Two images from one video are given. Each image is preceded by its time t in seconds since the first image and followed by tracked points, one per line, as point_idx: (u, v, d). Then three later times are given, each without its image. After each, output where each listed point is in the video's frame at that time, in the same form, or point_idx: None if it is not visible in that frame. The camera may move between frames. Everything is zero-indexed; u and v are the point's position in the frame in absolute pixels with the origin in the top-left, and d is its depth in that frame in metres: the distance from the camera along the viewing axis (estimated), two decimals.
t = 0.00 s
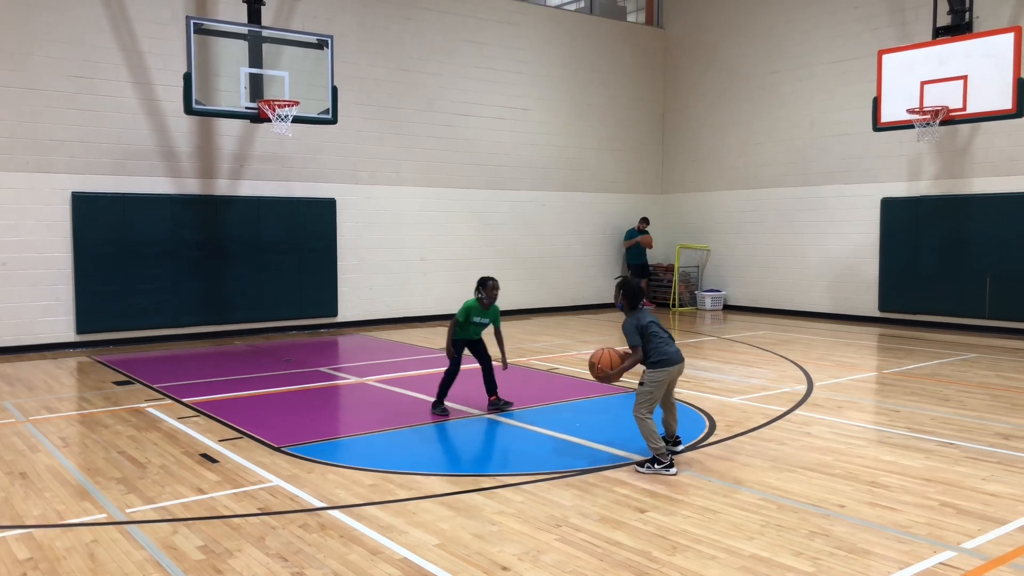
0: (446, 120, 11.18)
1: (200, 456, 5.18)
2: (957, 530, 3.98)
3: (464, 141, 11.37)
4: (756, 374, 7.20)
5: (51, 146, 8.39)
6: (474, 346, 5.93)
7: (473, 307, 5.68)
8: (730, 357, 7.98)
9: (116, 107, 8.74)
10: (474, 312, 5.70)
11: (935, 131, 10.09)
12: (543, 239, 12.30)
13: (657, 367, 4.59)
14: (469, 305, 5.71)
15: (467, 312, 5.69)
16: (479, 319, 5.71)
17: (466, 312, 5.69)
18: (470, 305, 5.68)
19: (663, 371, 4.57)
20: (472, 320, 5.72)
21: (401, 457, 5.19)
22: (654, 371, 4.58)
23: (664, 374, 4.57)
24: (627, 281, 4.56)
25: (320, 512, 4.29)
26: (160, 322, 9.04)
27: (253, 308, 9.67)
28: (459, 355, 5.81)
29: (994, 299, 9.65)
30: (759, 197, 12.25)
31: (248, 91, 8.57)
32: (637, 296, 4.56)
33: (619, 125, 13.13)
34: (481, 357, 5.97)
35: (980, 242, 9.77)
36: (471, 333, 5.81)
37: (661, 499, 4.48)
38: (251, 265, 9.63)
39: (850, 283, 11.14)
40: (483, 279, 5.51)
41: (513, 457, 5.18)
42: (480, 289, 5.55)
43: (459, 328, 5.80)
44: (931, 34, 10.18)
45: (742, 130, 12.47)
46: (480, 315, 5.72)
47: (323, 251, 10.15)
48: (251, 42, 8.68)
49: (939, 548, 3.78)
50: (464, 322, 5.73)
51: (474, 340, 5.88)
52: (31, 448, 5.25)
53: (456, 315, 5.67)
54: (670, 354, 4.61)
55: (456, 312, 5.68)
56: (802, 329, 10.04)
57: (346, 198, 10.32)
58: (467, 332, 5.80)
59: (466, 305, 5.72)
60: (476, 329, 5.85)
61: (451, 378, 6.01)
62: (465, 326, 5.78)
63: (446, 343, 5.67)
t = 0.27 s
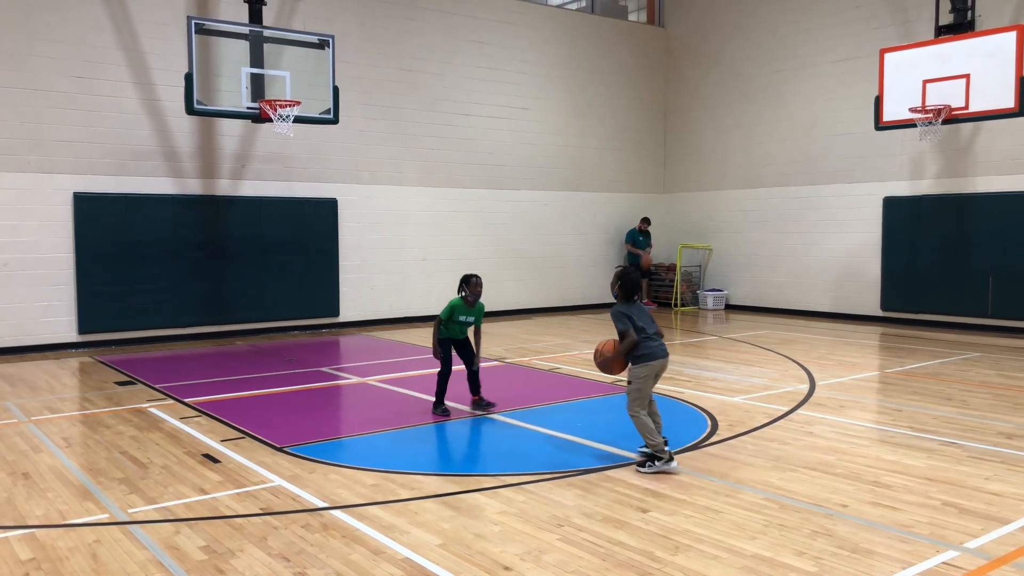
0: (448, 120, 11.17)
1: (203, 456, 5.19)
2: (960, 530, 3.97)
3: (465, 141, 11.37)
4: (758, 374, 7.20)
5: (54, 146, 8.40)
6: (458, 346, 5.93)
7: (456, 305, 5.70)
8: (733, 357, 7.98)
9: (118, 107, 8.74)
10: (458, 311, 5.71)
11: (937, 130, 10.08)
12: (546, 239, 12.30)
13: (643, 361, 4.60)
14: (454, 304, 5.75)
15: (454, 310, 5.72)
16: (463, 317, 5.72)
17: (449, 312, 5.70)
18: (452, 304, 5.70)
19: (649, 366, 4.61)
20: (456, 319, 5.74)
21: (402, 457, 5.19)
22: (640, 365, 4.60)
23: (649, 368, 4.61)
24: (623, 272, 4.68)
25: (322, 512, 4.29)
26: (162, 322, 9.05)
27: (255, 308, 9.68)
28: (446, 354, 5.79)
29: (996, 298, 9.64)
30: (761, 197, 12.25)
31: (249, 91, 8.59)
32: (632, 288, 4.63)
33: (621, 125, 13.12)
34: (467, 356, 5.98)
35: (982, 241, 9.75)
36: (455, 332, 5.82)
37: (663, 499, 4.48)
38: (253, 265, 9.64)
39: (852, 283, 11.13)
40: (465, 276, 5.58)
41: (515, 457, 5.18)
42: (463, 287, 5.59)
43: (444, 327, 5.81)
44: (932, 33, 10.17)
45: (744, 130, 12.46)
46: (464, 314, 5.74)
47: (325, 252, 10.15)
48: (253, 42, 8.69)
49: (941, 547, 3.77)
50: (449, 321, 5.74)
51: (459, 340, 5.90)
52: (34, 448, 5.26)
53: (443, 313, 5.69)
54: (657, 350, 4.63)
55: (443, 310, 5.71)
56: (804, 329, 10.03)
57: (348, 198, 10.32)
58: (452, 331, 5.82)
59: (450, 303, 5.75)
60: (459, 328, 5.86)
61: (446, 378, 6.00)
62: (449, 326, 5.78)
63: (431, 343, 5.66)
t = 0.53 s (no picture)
0: (455, 124, 11.18)
1: (212, 462, 5.20)
2: (972, 536, 3.95)
3: (472, 145, 11.37)
4: (767, 378, 7.18)
5: (63, 153, 8.44)
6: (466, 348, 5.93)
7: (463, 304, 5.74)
8: (741, 361, 7.96)
9: (127, 114, 8.78)
10: (467, 309, 5.76)
11: (946, 133, 10.05)
12: (553, 243, 12.29)
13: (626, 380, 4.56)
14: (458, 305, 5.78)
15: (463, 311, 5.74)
16: (472, 314, 5.77)
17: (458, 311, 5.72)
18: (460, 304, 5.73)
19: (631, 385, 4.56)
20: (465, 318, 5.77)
21: (411, 462, 5.19)
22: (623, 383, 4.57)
23: (634, 388, 4.55)
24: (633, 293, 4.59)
25: (331, 518, 4.30)
26: (171, 327, 9.07)
27: (263, 313, 9.69)
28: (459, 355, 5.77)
29: (1007, 301, 9.58)
30: (769, 200, 12.21)
31: (257, 97, 8.60)
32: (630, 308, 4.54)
33: (628, 128, 13.11)
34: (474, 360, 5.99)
35: (992, 244, 9.70)
36: (464, 333, 5.83)
37: (672, 505, 4.47)
38: (262, 270, 9.66)
39: (861, 286, 11.09)
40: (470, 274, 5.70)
41: (523, 463, 5.17)
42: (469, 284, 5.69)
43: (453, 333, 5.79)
44: (940, 35, 10.13)
45: (751, 132, 12.43)
46: (471, 312, 5.80)
47: (333, 256, 10.16)
48: (259, 48, 8.65)
49: (953, 553, 3.75)
50: (459, 321, 5.76)
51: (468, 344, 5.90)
52: (44, 454, 5.28)
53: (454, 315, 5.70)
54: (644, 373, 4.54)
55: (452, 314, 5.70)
56: (813, 333, 10.00)
57: (355, 203, 10.34)
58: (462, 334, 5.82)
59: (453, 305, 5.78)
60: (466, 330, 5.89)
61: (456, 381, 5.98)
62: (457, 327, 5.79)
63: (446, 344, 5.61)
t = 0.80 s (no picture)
0: (473, 137, 11.23)
1: (232, 474, 5.23)
2: (997, 553, 3.90)
3: (490, 158, 11.41)
4: (787, 392, 7.13)
5: (88, 168, 8.56)
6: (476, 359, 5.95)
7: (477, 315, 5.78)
8: (761, 374, 7.91)
9: (149, 129, 8.89)
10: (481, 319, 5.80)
11: (968, 144, 9.99)
12: (570, 255, 12.29)
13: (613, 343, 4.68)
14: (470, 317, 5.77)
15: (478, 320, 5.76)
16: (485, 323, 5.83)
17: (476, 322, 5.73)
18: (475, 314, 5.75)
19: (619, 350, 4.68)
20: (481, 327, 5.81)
21: (429, 475, 5.19)
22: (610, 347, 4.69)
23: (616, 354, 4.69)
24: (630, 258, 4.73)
25: (350, 531, 4.30)
26: (190, 339, 9.15)
27: (282, 326, 9.75)
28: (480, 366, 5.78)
29: None
30: (787, 211, 12.16)
31: (277, 111, 8.81)
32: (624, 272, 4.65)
33: (646, 140, 13.11)
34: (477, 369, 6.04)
35: (1016, 258, 9.61)
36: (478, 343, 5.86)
37: (692, 520, 4.44)
38: (281, 283, 9.72)
39: (882, 299, 11.00)
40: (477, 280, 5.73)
41: (541, 476, 5.16)
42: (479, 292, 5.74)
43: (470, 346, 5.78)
44: (961, 47, 10.09)
45: (769, 144, 12.39)
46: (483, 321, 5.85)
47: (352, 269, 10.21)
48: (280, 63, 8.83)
49: (978, 571, 3.70)
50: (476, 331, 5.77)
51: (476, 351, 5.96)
52: (67, 466, 5.33)
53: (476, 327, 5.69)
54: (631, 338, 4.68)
55: (472, 326, 5.69)
56: (833, 346, 9.93)
57: (374, 216, 10.40)
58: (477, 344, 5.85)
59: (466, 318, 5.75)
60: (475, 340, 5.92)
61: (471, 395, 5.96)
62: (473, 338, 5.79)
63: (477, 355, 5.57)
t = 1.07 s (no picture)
0: (499, 147, 11.24)
1: (259, 482, 5.25)
2: None
3: (517, 168, 11.41)
4: (817, 404, 7.04)
5: (121, 178, 8.68)
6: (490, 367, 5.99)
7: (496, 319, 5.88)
8: (790, 386, 7.82)
9: (181, 139, 9.01)
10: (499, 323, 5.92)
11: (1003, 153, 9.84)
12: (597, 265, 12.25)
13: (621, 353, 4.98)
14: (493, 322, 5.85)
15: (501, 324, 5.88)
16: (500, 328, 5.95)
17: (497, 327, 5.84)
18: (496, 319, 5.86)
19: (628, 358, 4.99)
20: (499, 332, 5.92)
21: (455, 486, 5.18)
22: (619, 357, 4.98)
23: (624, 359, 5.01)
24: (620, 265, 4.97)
25: (377, 541, 4.30)
26: (219, 346, 9.22)
27: (309, 334, 9.81)
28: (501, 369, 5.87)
29: None
30: (817, 221, 12.04)
31: (306, 122, 8.69)
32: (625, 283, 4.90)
33: (673, 149, 13.04)
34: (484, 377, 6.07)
35: None
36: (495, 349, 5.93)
37: (720, 533, 4.37)
38: (309, 292, 9.78)
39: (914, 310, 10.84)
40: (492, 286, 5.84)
41: (568, 488, 5.12)
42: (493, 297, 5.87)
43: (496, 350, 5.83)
44: (996, 54, 9.94)
45: (798, 152, 12.28)
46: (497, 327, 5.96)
47: (379, 278, 10.25)
48: (309, 74, 8.82)
49: None
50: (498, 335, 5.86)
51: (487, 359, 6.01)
52: (98, 472, 5.39)
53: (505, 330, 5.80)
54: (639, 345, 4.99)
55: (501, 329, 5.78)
56: (864, 357, 9.80)
57: (401, 226, 10.45)
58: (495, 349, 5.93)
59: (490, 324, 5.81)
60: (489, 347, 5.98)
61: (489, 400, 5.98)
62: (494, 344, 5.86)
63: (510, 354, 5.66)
